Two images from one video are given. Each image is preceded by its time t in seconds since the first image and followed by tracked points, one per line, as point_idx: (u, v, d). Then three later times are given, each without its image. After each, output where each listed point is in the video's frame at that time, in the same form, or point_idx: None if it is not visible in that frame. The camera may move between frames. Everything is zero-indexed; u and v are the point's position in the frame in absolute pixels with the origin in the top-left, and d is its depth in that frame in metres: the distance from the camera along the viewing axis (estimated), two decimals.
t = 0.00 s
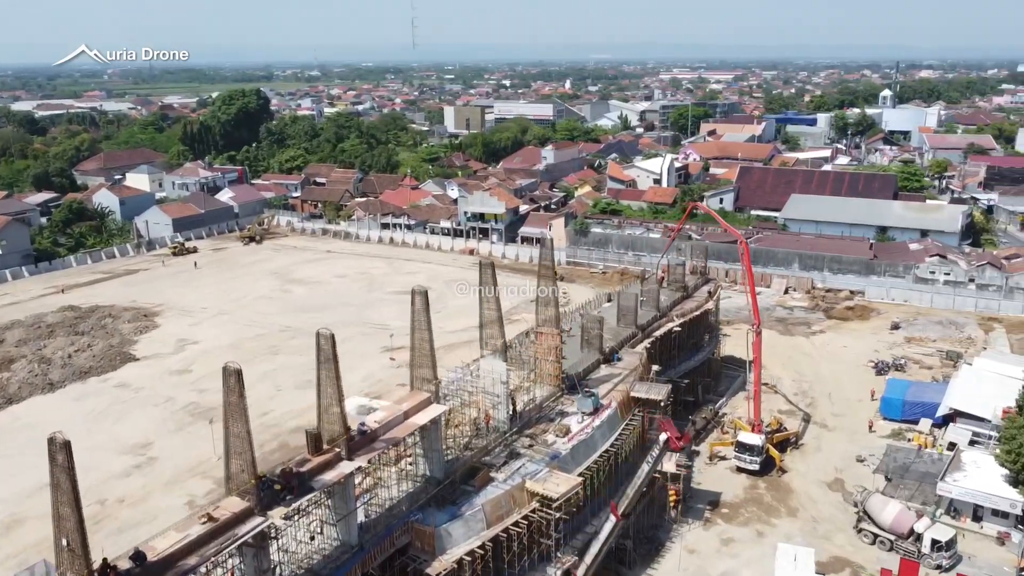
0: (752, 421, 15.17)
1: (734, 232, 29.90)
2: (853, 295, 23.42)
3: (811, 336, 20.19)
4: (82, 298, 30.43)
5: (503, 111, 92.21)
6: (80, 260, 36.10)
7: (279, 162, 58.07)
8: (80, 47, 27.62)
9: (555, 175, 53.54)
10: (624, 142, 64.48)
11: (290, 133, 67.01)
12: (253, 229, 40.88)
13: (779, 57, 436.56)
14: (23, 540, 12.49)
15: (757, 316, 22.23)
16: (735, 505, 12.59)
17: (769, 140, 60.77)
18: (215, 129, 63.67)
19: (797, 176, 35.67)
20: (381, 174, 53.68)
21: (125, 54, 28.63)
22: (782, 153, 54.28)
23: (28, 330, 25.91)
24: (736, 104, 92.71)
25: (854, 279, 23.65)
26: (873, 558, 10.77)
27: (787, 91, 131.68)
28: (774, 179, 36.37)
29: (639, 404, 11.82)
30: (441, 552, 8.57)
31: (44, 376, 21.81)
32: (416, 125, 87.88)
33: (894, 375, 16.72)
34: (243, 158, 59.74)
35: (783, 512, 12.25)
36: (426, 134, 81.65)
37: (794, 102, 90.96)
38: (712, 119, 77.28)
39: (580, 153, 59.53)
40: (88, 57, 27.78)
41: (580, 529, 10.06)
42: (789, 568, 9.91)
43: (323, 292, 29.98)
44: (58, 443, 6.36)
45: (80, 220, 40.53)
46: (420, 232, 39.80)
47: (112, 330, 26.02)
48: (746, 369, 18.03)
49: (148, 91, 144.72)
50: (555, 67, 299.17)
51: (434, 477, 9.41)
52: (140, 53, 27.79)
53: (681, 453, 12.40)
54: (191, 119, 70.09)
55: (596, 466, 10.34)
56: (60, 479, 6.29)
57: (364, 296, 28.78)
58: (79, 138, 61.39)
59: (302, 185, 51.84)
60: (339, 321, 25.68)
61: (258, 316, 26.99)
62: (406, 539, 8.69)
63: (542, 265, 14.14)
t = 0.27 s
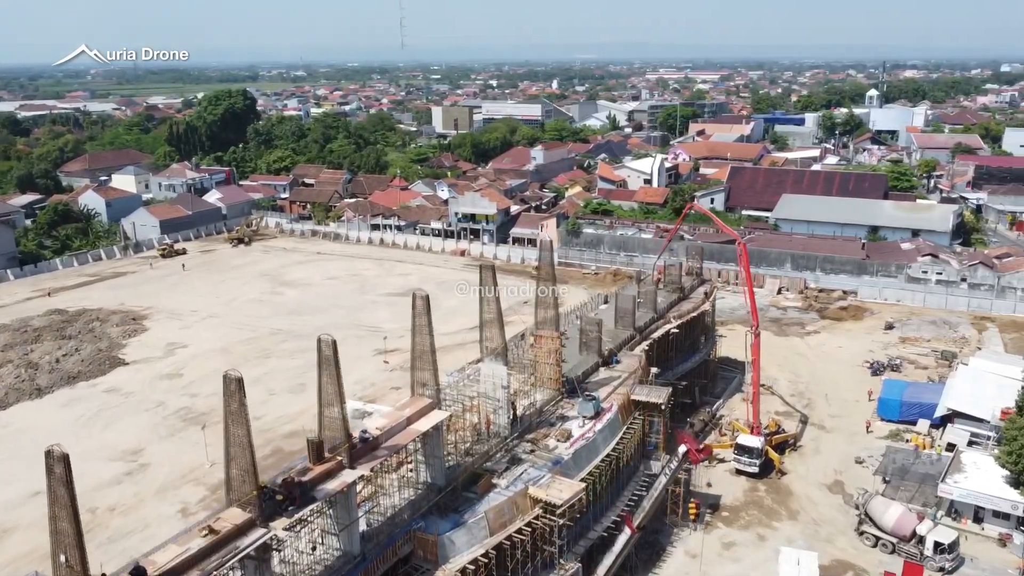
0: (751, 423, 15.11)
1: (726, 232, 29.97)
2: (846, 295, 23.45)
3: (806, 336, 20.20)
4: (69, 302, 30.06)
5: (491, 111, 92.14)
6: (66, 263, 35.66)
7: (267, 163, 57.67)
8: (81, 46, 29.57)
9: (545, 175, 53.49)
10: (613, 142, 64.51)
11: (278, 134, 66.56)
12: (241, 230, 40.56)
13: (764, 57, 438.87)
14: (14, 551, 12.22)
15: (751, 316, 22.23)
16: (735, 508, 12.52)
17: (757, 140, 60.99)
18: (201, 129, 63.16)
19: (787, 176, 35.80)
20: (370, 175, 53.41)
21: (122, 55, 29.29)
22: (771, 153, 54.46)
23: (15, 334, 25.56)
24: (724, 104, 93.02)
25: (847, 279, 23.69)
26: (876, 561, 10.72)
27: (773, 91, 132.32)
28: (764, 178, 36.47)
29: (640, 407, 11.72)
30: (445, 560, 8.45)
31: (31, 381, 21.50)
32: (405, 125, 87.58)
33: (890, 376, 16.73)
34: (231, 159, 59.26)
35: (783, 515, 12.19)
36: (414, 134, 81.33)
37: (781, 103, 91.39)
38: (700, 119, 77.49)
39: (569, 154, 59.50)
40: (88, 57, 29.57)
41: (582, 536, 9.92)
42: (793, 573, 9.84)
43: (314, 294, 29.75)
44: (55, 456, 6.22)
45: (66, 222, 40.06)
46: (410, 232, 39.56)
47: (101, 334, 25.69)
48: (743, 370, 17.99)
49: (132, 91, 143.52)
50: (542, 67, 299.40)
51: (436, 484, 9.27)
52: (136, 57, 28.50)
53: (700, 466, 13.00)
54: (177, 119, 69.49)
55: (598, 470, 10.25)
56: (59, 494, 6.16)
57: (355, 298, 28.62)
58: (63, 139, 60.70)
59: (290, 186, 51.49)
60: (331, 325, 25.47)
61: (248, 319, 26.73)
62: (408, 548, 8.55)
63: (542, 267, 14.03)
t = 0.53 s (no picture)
0: (747, 425, 15.06)
1: (716, 232, 30.06)
2: (837, 295, 23.50)
3: (798, 337, 20.21)
4: (53, 306, 29.65)
5: (477, 111, 91.94)
6: (50, 266, 35.18)
7: (252, 164, 57.19)
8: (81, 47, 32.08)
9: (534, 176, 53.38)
10: (600, 142, 64.53)
11: (263, 134, 65.98)
12: (228, 233, 40.20)
13: (748, 57, 441.25)
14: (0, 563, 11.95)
15: (743, 317, 22.22)
16: (734, 511, 12.44)
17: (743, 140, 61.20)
18: (185, 130, 62.59)
19: (776, 177, 35.94)
20: (357, 176, 53.11)
21: (125, 53, 32.39)
22: (758, 153, 54.65)
23: None
24: (710, 104, 93.34)
25: (837, 279, 23.75)
26: (878, 563, 10.68)
27: (758, 92, 132.98)
28: (753, 179, 36.60)
29: (638, 411, 11.66)
30: (446, 569, 8.33)
31: (16, 387, 21.15)
32: (391, 126, 87.23)
33: (884, 376, 16.76)
34: (215, 161, 58.74)
35: (782, 518, 12.13)
36: (400, 135, 81.02)
37: (766, 103, 91.82)
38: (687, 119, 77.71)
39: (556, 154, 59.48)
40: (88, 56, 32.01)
41: (583, 542, 9.83)
42: None
43: (303, 296, 29.50)
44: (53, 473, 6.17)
45: (49, 225, 39.52)
46: (398, 234, 39.30)
47: (86, 338, 25.35)
48: (737, 371, 17.99)
49: (113, 92, 142.24)
50: (527, 67, 299.35)
51: (435, 491, 9.14)
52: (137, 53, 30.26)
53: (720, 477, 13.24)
54: (161, 120, 68.83)
55: (600, 475, 10.17)
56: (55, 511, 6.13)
57: (345, 300, 28.41)
58: (45, 141, 59.96)
59: (276, 187, 51.03)
60: (321, 328, 25.24)
61: (236, 323, 26.42)
62: (409, 557, 8.42)
63: (539, 270, 13.95)
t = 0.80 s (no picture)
0: (743, 427, 15.02)
1: (705, 233, 30.18)
2: (827, 295, 23.54)
3: (790, 337, 20.23)
4: (35, 310, 29.16)
5: (462, 111, 91.69)
6: (31, 270, 34.63)
7: (236, 165, 56.62)
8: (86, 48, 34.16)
9: (521, 176, 53.25)
10: (586, 142, 64.51)
11: (246, 135, 65.33)
12: (212, 235, 39.77)
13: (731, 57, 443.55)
14: None
15: (735, 318, 22.23)
16: (732, 514, 12.37)
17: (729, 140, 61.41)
18: (167, 131, 61.88)
19: (763, 177, 36.09)
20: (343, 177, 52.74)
21: (125, 54, 34.00)
22: (744, 152, 54.85)
23: None
24: (694, 104, 93.64)
25: (826, 279, 23.81)
26: (878, 566, 10.68)
27: (741, 91, 133.69)
28: (740, 179, 36.76)
29: (636, 414, 11.61)
30: None
31: None
32: (375, 126, 86.78)
33: (878, 377, 16.80)
34: (199, 162, 58.12)
35: (781, 521, 12.09)
36: (385, 135, 80.62)
37: (750, 103, 92.35)
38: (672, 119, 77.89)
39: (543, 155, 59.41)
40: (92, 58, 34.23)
41: (585, 548, 9.69)
42: None
43: (290, 299, 29.21)
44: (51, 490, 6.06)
45: (30, 228, 38.73)
46: (386, 235, 39.04)
47: (70, 343, 24.93)
48: (730, 373, 17.93)
49: (92, 93, 140.59)
50: (511, 67, 299.29)
51: (436, 499, 8.98)
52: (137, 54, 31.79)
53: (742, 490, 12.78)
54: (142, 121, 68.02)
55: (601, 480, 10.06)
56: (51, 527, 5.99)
57: (333, 303, 28.17)
58: (24, 142, 59.06)
59: (261, 189, 50.38)
60: (310, 331, 24.98)
61: (223, 327, 26.10)
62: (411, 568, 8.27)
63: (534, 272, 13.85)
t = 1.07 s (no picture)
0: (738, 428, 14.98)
1: (694, 233, 30.27)
2: (817, 295, 23.59)
3: (782, 337, 20.25)
4: (18, 314, 28.74)
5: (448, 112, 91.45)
6: (13, 273, 34.13)
7: (221, 166, 56.11)
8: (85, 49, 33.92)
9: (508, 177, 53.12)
10: (573, 142, 64.53)
11: (231, 136, 64.75)
12: (198, 237, 39.39)
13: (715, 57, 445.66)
14: None
15: (726, 318, 22.24)
16: (730, 517, 12.32)
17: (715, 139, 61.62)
18: (151, 131, 61.22)
19: (751, 177, 36.25)
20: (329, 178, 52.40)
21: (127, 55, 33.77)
22: (730, 152, 55.04)
23: None
24: (680, 104, 93.93)
25: (817, 278, 23.85)
26: (878, 569, 10.66)
27: (726, 91, 134.29)
28: (728, 179, 36.93)
29: (635, 418, 11.52)
30: None
31: None
32: (360, 127, 86.38)
33: (871, 377, 16.83)
34: (183, 162, 57.56)
35: (780, 523, 12.05)
36: (371, 136, 80.26)
37: (735, 103, 92.75)
38: (658, 119, 78.06)
39: (530, 155, 59.38)
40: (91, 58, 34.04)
41: (586, 554, 9.56)
42: None
43: (278, 302, 28.96)
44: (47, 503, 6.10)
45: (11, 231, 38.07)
46: (374, 236, 38.79)
47: (55, 348, 24.58)
48: (724, 374, 17.90)
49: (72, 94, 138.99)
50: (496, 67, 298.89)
51: (437, 507, 8.81)
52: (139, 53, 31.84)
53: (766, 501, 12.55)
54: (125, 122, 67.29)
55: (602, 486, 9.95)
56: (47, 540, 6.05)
57: (322, 306, 27.95)
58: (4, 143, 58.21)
59: (247, 191, 49.67)
60: (299, 335, 24.75)
61: (211, 330, 25.80)
62: None
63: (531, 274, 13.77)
